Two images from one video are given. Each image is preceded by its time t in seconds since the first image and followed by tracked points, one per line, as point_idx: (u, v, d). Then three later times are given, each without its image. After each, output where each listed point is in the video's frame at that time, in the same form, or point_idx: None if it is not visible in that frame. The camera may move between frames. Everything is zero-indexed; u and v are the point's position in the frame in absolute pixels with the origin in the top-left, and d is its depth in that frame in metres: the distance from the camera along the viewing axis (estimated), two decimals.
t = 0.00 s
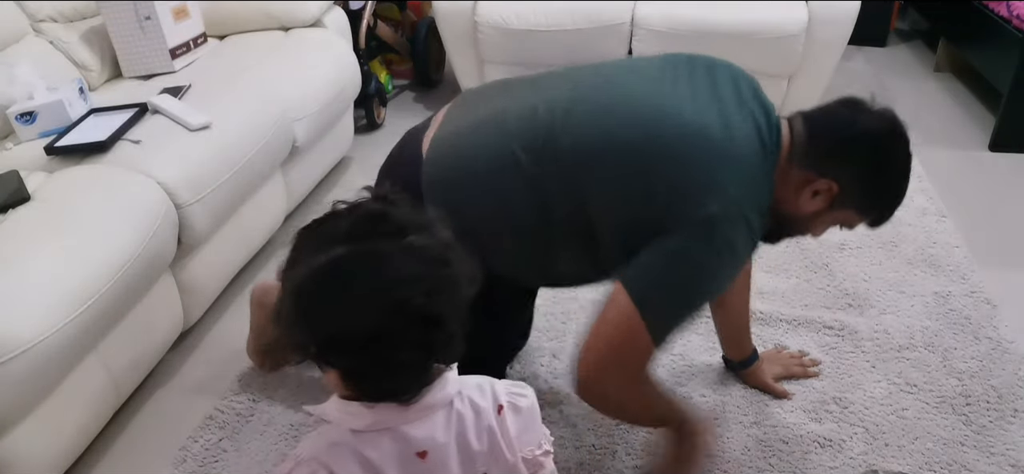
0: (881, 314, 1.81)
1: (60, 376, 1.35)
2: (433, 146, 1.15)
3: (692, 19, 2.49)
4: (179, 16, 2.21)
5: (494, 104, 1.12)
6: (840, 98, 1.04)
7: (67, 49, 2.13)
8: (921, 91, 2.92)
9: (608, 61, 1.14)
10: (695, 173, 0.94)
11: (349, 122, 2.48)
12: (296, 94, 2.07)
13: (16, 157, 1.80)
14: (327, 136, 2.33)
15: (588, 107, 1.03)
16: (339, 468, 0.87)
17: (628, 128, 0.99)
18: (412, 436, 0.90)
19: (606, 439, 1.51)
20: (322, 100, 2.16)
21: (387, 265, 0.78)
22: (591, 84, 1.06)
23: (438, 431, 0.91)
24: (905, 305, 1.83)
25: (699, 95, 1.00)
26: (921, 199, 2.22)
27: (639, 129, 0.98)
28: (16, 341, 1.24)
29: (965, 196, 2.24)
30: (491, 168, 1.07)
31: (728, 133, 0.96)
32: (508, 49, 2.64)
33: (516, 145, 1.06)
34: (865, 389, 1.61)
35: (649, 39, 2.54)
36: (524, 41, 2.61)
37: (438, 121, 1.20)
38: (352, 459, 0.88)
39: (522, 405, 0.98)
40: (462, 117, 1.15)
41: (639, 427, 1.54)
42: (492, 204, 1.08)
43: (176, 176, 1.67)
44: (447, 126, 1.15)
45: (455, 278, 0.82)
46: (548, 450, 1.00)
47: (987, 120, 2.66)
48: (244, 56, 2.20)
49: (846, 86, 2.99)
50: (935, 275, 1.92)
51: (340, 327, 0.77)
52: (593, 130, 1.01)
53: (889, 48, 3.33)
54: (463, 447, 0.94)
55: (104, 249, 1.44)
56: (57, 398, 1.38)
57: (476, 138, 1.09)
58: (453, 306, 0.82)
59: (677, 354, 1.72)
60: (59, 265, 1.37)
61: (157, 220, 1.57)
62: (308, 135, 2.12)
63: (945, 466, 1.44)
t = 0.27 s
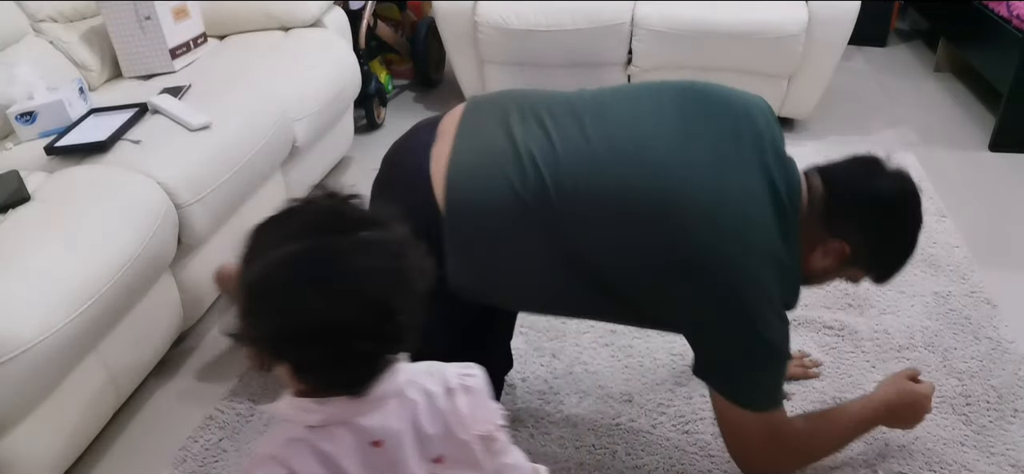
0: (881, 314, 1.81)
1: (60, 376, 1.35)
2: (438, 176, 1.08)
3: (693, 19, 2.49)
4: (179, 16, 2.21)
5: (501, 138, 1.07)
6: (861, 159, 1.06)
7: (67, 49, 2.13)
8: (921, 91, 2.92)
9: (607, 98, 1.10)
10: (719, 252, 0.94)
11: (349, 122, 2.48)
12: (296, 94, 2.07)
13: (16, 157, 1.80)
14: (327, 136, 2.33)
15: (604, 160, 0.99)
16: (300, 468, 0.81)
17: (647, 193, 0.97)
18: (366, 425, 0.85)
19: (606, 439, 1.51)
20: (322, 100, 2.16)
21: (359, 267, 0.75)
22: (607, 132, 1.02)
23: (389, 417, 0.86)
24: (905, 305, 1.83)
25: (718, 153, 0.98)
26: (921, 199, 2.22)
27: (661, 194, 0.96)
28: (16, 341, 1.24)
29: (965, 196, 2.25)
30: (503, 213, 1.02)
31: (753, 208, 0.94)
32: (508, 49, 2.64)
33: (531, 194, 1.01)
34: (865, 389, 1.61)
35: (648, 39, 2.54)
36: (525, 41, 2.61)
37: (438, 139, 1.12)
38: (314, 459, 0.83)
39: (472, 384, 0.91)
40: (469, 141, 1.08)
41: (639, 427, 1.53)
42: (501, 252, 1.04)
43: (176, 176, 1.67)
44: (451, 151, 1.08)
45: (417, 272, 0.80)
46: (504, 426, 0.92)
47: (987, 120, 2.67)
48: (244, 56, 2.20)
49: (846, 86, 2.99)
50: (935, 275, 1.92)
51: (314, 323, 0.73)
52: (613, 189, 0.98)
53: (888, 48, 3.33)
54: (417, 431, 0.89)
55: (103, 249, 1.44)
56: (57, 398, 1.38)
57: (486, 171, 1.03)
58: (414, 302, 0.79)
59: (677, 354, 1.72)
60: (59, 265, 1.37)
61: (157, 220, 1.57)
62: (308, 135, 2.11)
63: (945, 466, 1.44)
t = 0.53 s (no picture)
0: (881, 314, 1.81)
1: (59, 376, 1.35)
2: (485, 205, 1.05)
3: (693, 19, 2.49)
4: (179, 16, 2.21)
5: (551, 174, 1.05)
6: (885, 218, 1.18)
7: (67, 49, 2.13)
8: (920, 91, 2.92)
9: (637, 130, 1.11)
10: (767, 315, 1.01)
11: (349, 122, 2.48)
12: (296, 94, 2.07)
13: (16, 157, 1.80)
14: (327, 136, 2.33)
15: (663, 203, 1.01)
16: (217, 434, 0.89)
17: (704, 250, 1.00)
18: (284, 394, 0.92)
19: (606, 439, 1.51)
20: (322, 100, 2.16)
21: (257, 256, 0.82)
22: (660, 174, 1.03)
23: (304, 384, 0.94)
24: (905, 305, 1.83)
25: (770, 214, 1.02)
26: (921, 199, 2.21)
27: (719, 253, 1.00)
28: (16, 341, 1.24)
29: (965, 196, 2.24)
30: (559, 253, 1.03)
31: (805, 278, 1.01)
32: (508, 49, 2.64)
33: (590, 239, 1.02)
34: (865, 389, 1.61)
35: (648, 39, 2.54)
36: (524, 41, 2.61)
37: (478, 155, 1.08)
38: (235, 428, 0.91)
39: (381, 349, 1.00)
40: (518, 165, 1.06)
41: (639, 427, 1.54)
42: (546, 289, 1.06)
43: (176, 177, 1.67)
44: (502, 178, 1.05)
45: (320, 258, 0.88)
46: (411, 386, 1.04)
47: (987, 120, 2.66)
48: (243, 56, 2.20)
49: (846, 86, 2.99)
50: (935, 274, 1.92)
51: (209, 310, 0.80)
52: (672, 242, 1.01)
53: (889, 48, 3.33)
54: (335, 397, 0.97)
55: (104, 249, 1.44)
56: (57, 398, 1.38)
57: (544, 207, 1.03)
58: (315, 286, 0.87)
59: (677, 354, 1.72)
60: (59, 265, 1.37)
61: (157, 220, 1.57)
62: (308, 135, 2.11)
63: (945, 466, 1.44)
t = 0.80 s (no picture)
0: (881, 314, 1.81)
1: (59, 376, 1.35)
2: (550, 211, 1.14)
3: (692, 19, 2.49)
4: (179, 16, 2.21)
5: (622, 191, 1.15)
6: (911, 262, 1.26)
7: (67, 49, 2.13)
8: (920, 91, 2.92)
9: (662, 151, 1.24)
10: (796, 316, 1.14)
11: (349, 122, 2.48)
12: (296, 94, 2.07)
13: (16, 157, 1.80)
14: (327, 136, 2.33)
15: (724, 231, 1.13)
16: (231, 370, 0.92)
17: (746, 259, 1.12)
18: (289, 339, 0.95)
19: (606, 439, 1.51)
20: (322, 100, 2.16)
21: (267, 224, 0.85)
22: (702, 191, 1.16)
23: (308, 334, 0.96)
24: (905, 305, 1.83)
25: (793, 229, 1.17)
26: (921, 199, 2.21)
27: (761, 262, 1.13)
28: (16, 342, 1.24)
29: (965, 196, 2.24)
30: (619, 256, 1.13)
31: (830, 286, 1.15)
32: (508, 49, 2.64)
33: (649, 247, 1.13)
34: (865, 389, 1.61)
35: (648, 39, 2.54)
36: (524, 41, 2.61)
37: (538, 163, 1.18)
38: (242, 367, 0.93)
39: (386, 313, 1.00)
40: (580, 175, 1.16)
41: (639, 427, 1.54)
42: (601, 291, 1.15)
43: (176, 176, 1.67)
44: (568, 185, 1.15)
45: (329, 224, 0.89)
46: (412, 352, 1.03)
47: (987, 120, 2.66)
48: (244, 56, 2.20)
49: (846, 86, 2.99)
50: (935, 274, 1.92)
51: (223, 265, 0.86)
52: (721, 252, 1.13)
53: (888, 48, 3.33)
54: (337, 351, 0.98)
55: (104, 248, 1.44)
56: (58, 398, 1.38)
57: (609, 213, 1.13)
58: (329, 253, 0.90)
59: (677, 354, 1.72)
60: (59, 265, 1.37)
61: (157, 219, 1.57)
62: (308, 135, 2.11)
63: (945, 466, 1.44)
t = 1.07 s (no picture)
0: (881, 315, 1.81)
1: (60, 376, 1.35)
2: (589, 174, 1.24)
3: (692, 19, 2.49)
4: (178, 16, 2.21)
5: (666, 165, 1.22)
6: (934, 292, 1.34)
7: (67, 49, 2.13)
8: (920, 91, 2.92)
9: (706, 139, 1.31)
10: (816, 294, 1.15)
11: (349, 122, 2.48)
12: (296, 94, 2.07)
13: (17, 157, 1.80)
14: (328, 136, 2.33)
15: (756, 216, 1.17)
16: (246, 316, 0.97)
17: (770, 233, 1.16)
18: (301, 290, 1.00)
19: (606, 440, 1.51)
20: (322, 100, 2.16)
21: (289, 197, 0.90)
22: (737, 170, 1.22)
23: (319, 285, 1.01)
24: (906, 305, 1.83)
25: (824, 216, 1.21)
26: (921, 199, 2.21)
27: (782, 237, 1.16)
28: (16, 342, 1.24)
29: (965, 196, 2.24)
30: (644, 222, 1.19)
31: (852, 269, 1.17)
32: (508, 49, 2.64)
33: (672, 217, 1.18)
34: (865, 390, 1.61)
35: (648, 39, 2.54)
36: (524, 41, 2.61)
37: (585, 137, 1.29)
38: (257, 312, 0.98)
39: (385, 266, 1.08)
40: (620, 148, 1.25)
41: (640, 427, 1.54)
42: (628, 256, 1.22)
43: (176, 176, 1.67)
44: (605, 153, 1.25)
45: (340, 192, 0.95)
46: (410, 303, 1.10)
47: (987, 120, 2.66)
48: (244, 56, 2.20)
49: (846, 86, 2.99)
50: (935, 274, 1.92)
51: (242, 234, 0.92)
52: (746, 225, 1.17)
53: (889, 48, 3.33)
54: (344, 302, 1.03)
55: (104, 248, 1.44)
56: (58, 398, 1.38)
57: (640, 182, 1.20)
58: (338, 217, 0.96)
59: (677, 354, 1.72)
60: (59, 265, 1.37)
61: (158, 219, 1.57)
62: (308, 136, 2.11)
63: (945, 466, 1.44)
